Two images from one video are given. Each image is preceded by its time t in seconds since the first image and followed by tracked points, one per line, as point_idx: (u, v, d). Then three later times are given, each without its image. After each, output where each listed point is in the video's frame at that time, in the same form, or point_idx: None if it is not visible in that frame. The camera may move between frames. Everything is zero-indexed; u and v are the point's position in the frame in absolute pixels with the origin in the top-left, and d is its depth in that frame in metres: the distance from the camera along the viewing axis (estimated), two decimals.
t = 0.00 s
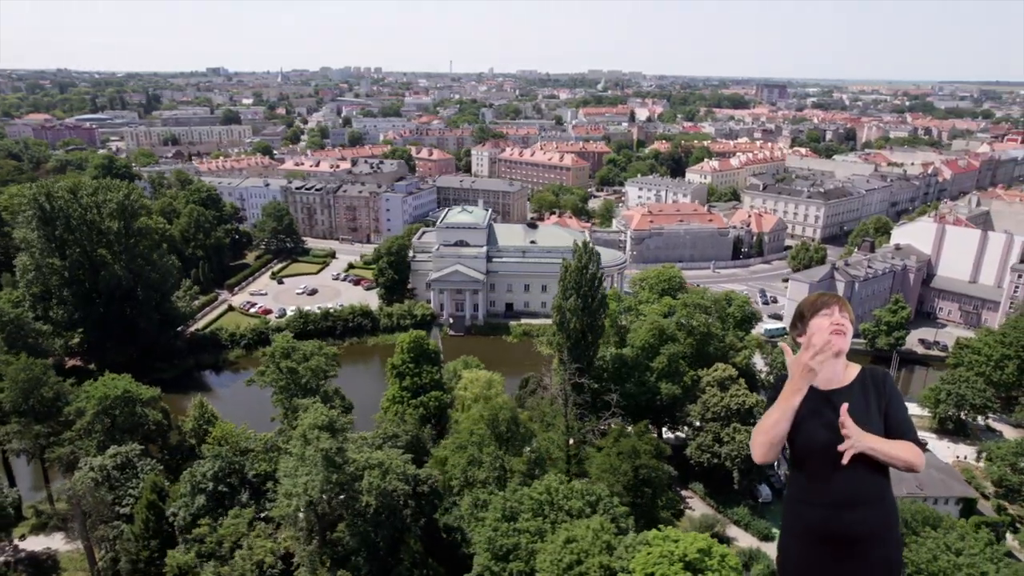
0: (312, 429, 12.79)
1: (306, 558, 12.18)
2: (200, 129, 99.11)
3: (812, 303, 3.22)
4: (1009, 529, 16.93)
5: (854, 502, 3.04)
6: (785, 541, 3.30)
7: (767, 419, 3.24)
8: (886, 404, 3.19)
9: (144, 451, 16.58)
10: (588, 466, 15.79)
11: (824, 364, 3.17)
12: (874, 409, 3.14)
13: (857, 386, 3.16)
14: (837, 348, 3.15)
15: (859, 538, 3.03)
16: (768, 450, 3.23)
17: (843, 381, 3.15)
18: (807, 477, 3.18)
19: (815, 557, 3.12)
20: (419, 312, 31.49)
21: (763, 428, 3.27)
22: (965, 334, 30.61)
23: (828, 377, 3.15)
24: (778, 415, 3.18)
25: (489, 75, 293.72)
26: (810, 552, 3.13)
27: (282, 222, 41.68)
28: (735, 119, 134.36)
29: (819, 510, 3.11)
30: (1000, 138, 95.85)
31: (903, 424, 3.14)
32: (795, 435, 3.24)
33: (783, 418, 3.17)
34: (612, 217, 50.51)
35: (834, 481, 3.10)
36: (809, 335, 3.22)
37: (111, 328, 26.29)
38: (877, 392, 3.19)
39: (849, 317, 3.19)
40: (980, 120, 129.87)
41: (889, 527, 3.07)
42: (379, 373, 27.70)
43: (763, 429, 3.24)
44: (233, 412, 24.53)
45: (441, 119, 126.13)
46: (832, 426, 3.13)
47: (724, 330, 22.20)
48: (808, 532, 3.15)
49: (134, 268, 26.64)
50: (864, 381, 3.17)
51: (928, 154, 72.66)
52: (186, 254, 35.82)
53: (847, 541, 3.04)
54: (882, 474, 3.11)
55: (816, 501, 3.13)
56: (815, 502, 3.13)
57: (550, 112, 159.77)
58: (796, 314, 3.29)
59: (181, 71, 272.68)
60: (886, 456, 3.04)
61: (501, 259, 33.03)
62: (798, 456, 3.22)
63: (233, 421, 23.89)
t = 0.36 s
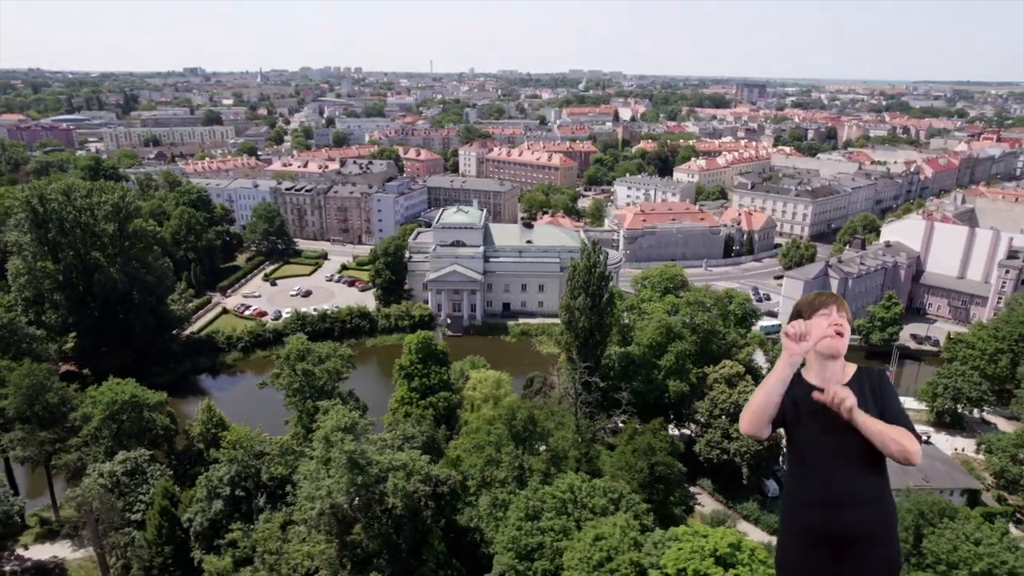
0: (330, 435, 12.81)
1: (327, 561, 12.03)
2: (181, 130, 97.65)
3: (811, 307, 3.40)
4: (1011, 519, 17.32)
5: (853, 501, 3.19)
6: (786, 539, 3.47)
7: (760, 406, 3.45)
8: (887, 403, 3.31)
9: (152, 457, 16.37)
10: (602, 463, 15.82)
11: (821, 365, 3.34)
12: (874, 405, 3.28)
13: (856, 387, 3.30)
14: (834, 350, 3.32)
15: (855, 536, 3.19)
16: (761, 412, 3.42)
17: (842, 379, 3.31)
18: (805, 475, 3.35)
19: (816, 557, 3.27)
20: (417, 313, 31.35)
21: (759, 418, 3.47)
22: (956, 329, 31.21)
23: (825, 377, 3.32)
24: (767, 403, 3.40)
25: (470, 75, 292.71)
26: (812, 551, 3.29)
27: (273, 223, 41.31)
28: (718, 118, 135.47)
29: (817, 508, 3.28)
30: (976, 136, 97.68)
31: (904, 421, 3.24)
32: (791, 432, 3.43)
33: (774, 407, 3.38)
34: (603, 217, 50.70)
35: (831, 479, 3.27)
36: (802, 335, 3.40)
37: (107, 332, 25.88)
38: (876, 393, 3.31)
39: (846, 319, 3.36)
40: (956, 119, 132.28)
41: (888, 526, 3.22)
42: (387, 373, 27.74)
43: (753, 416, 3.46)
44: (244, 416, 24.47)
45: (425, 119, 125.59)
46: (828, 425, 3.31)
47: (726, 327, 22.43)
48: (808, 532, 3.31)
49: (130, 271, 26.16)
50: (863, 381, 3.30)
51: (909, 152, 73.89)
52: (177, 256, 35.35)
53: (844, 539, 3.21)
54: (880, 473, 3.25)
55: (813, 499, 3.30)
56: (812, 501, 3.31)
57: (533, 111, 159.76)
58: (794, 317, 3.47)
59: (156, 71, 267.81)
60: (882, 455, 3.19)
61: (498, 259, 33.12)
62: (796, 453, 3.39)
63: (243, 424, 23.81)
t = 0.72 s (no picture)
0: (350, 438, 12.85)
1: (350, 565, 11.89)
2: (164, 131, 96.41)
3: (812, 304, 3.01)
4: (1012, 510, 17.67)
5: (853, 502, 2.81)
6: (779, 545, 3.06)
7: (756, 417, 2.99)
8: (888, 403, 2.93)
9: (161, 462, 16.12)
10: (617, 462, 15.95)
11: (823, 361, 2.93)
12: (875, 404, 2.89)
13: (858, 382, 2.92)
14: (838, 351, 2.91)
15: (855, 539, 2.81)
16: (754, 456, 3.00)
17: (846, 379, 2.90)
18: (804, 478, 2.94)
19: (814, 557, 2.86)
20: (414, 313, 31.15)
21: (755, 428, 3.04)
22: (946, 324, 31.78)
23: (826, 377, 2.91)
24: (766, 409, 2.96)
25: (452, 75, 292.50)
26: (806, 556, 2.89)
27: (265, 225, 40.95)
28: (701, 118, 136.66)
29: (817, 510, 2.87)
30: (953, 135, 99.69)
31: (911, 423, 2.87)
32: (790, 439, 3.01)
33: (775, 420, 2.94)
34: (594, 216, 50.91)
35: (831, 479, 2.87)
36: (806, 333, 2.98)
37: (102, 336, 25.48)
38: (877, 388, 2.94)
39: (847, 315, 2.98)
40: (932, 118, 134.85)
41: (887, 527, 2.85)
42: (392, 373, 27.70)
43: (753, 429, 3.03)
44: (253, 419, 24.23)
45: (409, 119, 125.20)
46: (832, 428, 2.90)
47: (728, 325, 22.61)
48: (806, 532, 2.91)
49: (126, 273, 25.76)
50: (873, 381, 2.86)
51: (890, 151, 75.16)
52: (168, 259, 34.89)
53: (844, 542, 2.82)
54: (879, 474, 2.87)
55: (810, 501, 2.90)
56: (809, 503, 2.90)
57: (517, 112, 160.03)
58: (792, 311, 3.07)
59: (132, 72, 264.43)
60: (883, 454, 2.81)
61: (495, 259, 33.14)
62: (793, 457, 2.98)
63: (255, 427, 23.63)
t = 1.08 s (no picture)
0: (372, 440, 12.78)
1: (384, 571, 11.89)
2: (145, 132, 94.89)
3: (809, 308, 3.21)
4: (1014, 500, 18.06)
5: (853, 503, 3.02)
6: (782, 540, 3.30)
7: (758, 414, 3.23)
8: (887, 405, 3.10)
9: (171, 467, 15.94)
10: (630, 460, 16.06)
11: (821, 365, 3.14)
12: (872, 406, 3.07)
13: (857, 384, 3.11)
14: (832, 353, 3.12)
15: (853, 537, 3.03)
16: (754, 448, 3.27)
17: (843, 380, 3.10)
18: (804, 477, 3.16)
19: (815, 555, 3.09)
20: (412, 314, 31.07)
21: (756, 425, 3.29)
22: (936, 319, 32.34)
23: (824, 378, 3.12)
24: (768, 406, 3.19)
25: (434, 75, 291.47)
26: (807, 552, 3.12)
27: (256, 226, 40.55)
28: (684, 117, 137.60)
29: (816, 509, 3.10)
30: (932, 134, 101.53)
31: (909, 429, 3.05)
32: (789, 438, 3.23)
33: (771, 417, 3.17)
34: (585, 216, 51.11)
35: (830, 479, 3.09)
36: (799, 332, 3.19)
37: (98, 340, 25.08)
38: (874, 389, 3.12)
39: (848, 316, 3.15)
40: (911, 117, 137.11)
41: (886, 526, 3.06)
42: (393, 372, 27.76)
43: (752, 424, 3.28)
44: (263, 420, 24.18)
45: (394, 120, 124.58)
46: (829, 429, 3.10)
47: (731, 322, 22.82)
48: (806, 531, 3.14)
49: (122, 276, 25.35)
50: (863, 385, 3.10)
51: (873, 149, 76.27)
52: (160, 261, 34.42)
53: (843, 540, 3.04)
54: (877, 475, 3.06)
55: (809, 501, 3.13)
56: (810, 502, 3.12)
57: (501, 111, 159.86)
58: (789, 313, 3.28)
59: (107, 72, 260.20)
60: (878, 456, 3.00)
61: (492, 258, 33.12)
62: (794, 455, 3.20)
63: (264, 429, 23.60)
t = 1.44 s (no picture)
0: (395, 441, 12.61)
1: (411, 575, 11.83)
2: (125, 133, 93.37)
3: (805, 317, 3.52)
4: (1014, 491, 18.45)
5: (856, 503, 3.30)
6: (784, 536, 3.58)
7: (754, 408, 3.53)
8: (886, 410, 3.41)
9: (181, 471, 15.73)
10: (643, 456, 16.16)
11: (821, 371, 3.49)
12: (873, 413, 3.38)
13: (856, 388, 3.44)
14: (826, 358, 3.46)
15: (853, 535, 3.30)
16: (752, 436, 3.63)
17: (841, 382, 3.45)
18: (807, 476, 3.46)
19: (817, 554, 3.38)
20: (411, 314, 30.98)
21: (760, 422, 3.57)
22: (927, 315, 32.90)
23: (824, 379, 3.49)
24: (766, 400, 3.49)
25: (415, 74, 289.96)
26: (811, 548, 3.40)
27: (248, 227, 40.14)
28: (668, 116, 138.43)
29: (816, 506, 3.39)
30: (912, 132, 103.16)
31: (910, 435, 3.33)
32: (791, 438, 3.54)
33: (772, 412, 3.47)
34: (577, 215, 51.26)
35: (835, 481, 3.36)
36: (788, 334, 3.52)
37: (94, 344, 24.71)
38: (873, 396, 3.45)
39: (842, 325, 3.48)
40: (890, 116, 139.26)
41: (884, 526, 3.32)
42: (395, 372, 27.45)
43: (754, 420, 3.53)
44: (274, 420, 24.28)
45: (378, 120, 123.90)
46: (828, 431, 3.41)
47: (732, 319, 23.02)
48: (809, 531, 3.42)
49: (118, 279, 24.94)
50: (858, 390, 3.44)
51: (857, 148, 77.31)
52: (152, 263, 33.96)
53: (843, 538, 3.31)
54: (880, 478, 3.35)
55: (812, 498, 3.41)
56: (812, 500, 3.41)
57: (485, 111, 159.64)
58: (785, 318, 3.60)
59: (81, 72, 255.36)
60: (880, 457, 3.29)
61: (489, 258, 33.12)
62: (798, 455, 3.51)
63: (278, 433, 23.43)
